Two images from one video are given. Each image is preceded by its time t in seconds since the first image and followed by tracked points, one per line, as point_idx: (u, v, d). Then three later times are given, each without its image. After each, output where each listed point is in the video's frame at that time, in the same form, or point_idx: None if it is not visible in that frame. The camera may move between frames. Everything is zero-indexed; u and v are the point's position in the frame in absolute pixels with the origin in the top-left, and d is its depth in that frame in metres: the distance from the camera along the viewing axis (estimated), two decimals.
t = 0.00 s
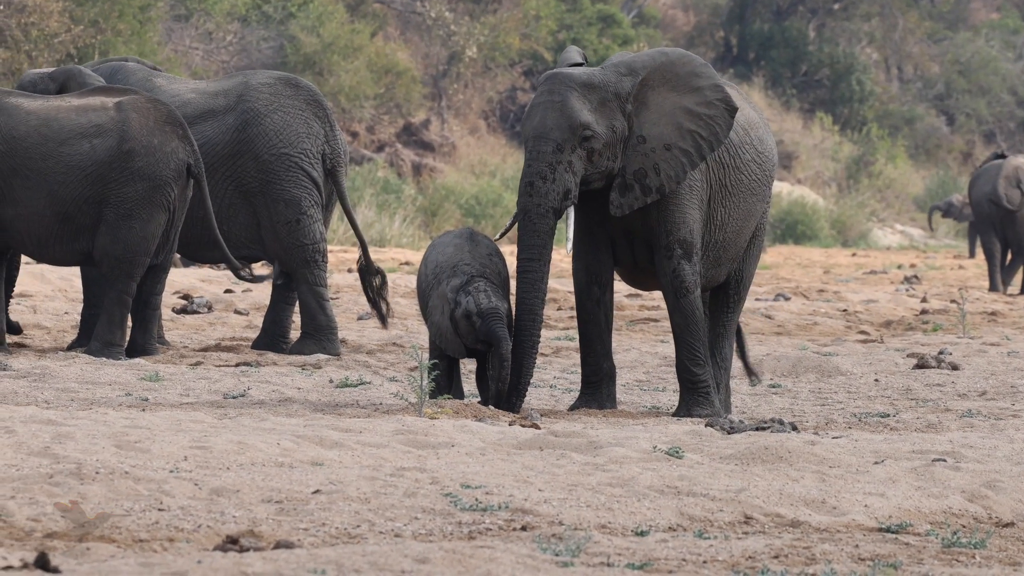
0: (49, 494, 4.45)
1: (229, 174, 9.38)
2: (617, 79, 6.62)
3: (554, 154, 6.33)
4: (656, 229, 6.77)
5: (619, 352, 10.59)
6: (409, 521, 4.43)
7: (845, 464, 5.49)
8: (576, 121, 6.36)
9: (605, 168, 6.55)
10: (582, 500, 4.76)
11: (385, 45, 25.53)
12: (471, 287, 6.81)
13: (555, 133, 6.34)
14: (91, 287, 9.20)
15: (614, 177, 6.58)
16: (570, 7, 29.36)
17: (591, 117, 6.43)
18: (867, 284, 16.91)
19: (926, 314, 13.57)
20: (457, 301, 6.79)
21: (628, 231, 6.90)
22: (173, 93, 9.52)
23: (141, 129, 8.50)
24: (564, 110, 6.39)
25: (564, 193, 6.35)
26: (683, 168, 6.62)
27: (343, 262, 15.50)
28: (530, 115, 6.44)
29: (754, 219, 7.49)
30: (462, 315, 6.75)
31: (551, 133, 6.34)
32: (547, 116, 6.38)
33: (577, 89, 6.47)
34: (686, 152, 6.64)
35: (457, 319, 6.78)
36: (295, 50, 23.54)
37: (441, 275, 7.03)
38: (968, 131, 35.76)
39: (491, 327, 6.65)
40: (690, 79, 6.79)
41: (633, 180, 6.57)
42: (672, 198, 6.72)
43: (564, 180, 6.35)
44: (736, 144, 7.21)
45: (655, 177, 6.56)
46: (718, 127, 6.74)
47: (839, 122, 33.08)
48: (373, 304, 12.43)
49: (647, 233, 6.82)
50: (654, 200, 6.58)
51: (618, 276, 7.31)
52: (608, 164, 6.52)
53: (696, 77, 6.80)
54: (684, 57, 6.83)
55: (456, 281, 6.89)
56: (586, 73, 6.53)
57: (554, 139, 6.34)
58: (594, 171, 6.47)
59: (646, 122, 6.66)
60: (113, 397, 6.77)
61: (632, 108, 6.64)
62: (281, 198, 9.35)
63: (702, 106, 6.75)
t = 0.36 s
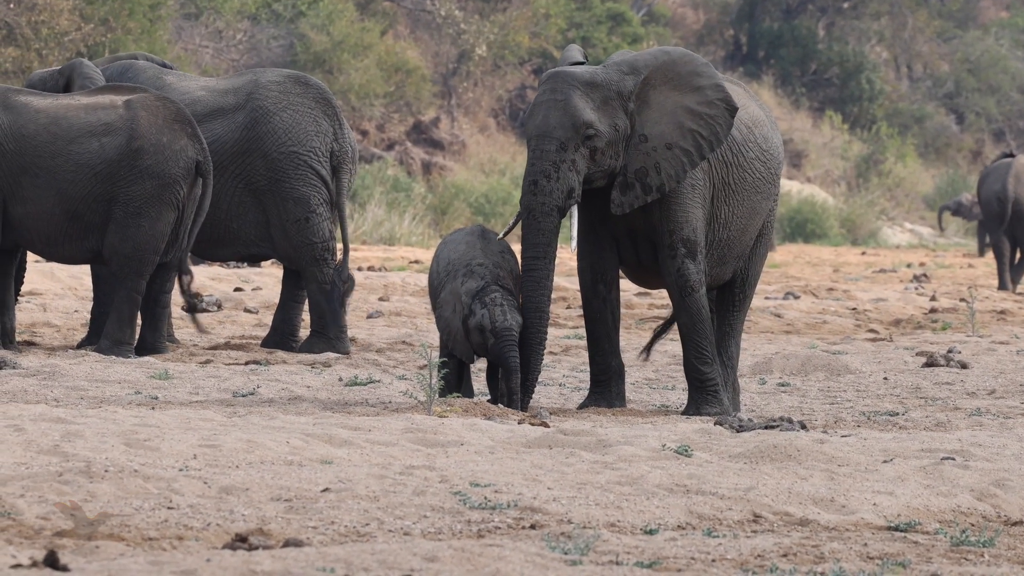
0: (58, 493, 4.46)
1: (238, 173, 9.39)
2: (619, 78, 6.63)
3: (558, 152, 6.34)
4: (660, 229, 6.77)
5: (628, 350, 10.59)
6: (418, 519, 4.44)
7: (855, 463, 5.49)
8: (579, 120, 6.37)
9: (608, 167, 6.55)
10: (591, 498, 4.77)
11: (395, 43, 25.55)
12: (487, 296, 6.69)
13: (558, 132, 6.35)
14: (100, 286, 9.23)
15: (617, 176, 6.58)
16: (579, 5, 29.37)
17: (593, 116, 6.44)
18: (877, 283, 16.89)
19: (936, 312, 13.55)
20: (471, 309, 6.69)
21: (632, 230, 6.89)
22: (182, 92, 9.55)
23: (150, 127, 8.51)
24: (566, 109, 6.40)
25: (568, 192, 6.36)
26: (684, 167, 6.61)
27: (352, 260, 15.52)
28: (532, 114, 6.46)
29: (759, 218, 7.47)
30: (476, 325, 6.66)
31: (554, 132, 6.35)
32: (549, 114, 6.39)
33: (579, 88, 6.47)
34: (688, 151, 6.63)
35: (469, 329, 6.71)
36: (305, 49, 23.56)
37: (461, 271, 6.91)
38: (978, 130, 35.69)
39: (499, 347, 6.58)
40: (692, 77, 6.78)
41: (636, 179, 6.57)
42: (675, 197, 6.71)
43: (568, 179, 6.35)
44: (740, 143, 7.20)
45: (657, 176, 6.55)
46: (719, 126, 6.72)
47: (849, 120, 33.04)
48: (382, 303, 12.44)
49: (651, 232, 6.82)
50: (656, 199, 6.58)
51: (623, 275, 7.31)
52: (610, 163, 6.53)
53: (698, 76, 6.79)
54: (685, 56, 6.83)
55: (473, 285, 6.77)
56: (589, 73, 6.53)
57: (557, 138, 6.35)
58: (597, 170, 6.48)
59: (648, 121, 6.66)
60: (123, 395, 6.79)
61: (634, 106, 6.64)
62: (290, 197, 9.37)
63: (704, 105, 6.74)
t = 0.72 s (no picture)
0: (65, 496, 4.48)
1: (244, 175, 9.41)
2: (616, 79, 6.65)
3: (556, 152, 6.34)
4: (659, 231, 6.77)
5: (634, 353, 10.59)
6: (424, 522, 4.45)
7: (860, 465, 5.49)
8: (576, 120, 6.37)
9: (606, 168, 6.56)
10: (596, 501, 4.78)
11: (402, 47, 25.61)
12: (495, 304, 6.69)
13: (556, 132, 6.36)
14: (106, 289, 9.25)
15: (614, 177, 6.59)
16: (585, 9, 29.43)
17: (591, 117, 6.45)
18: (882, 286, 16.89)
19: (941, 316, 13.55)
20: (479, 317, 6.70)
21: (631, 232, 6.90)
22: (188, 95, 9.57)
23: (155, 130, 8.54)
24: (564, 109, 6.41)
25: (566, 191, 6.37)
26: (681, 169, 6.62)
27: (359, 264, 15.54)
28: (530, 115, 6.47)
29: (761, 222, 7.47)
30: (483, 334, 6.68)
31: (552, 131, 6.36)
32: (547, 114, 6.40)
33: (577, 88, 6.49)
34: (684, 152, 6.64)
35: (476, 335, 6.73)
36: (312, 52, 23.63)
37: (469, 273, 6.91)
38: (984, 133, 35.62)
39: (505, 358, 6.62)
40: (689, 80, 6.80)
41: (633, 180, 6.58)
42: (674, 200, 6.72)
43: (566, 179, 6.36)
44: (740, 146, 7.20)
45: (654, 177, 6.56)
46: (715, 129, 6.73)
47: (855, 124, 33.04)
48: (388, 306, 12.46)
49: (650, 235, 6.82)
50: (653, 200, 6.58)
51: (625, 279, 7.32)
52: (608, 164, 6.54)
53: (694, 79, 6.81)
54: (682, 59, 6.85)
55: (482, 290, 6.77)
56: (587, 73, 6.55)
57: (555, 138, 6.35)
58: (594, 171, 6.50)
59: (646, 123, 6.68)
60: (129, 398, 6.81)
61: (631, 108, 6.66)
62: (297, 200, 9.39)
63: (701, 107, 6.75)
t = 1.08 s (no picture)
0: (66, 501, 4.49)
1: (246, 179, 9.42)
2: (611, 82, 6.65)
3: (550, 152, 6.34)
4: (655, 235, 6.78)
5: (635, 359, 10.60)
6: (426, 527, 4.46)
7: (861, 471, 5.49)
8: (571, 122, 6.38)
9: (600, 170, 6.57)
10: (598, 506, 4.78)
11: (403, 53, 25.65)
12: (497, 310, 6.68)
13: (550, 133, 6.35)
14: (108, 294, 9.25)
15: (608, 180, 6.59)
16: (587, 14, 29.51)
17: (587, 118, 6.45)
18: (883, 292, 16.88)
19: (942, 321, 13.54)
20: (481, 322, 6.69)
21: (627, 236, 6.89)
22: (190, 100, 9.57)
23: (156, 135, 8.55)
24: (560, 110, 6.41)
25: (560, 192, 6.37)
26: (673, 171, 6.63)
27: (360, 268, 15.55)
28: (525, 115, 6.46)
29: (758, 227, 7.48)
30: (485, 339, 6.67)
31: (547, 132, 6.35)
32: (543, 115, 6.40)
33: (573, 90, 6.49)
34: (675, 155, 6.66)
35: (478, 340, 6.72)
36: (313, 58, 23.64)
37: (472, 278, 6.89)
38: (985, 139, 35.60)
39: (508, 364, 6.61)
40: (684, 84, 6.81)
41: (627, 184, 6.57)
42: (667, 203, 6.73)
43: (560, 179, 6.36)
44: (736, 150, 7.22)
45: (647, 181, 6.57)
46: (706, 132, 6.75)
47: (857, 129, 33.03)
48: (390, 311, 12.47)
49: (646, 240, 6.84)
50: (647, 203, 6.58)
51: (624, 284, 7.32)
52: (601, 167, 6.54)
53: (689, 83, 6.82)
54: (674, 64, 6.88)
55: (484, 295, 6.75)
56: (583, 76, 6.56)
57: (549, 138, 6.35)
58: (587, 173, 6.50)
59: (641, 127, 6.69)
60: (131, 403, 6.82)
61: (626, 111, 6.67)
62: (299, 206, 9.40)
63: (695, 111, 6.77)
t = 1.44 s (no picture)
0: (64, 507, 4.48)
1: (244, 185, 9.41)
2: (608, 86, 6.69)
3: (549, 157, 6.39)
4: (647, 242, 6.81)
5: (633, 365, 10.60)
6: (423, 532, 4.45)
7: (858, 477, 5.50)
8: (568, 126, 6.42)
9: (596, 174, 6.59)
10: (595, 512, 4.78)
11: (401, 59, 25.68)
12: (494, 316, 6.67)
13: (550, 138, 6.41)
14: (106, 300, 9.25)
15: (604, 184, 6.61)
16: (584, 20, 29.57)
17: (584, 122, 6.50)
18: (880, 298, 16.89)
19: (939, 327, 13.56)
20: (478, 328, 6.69)
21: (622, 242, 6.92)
22: (188, 106, 9.59)
23: (153, 141, 8.55)
24: (557, 114, 6.45)
25: (559, 197, 6.42)
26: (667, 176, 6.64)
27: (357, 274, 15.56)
28: (523, 119, 6.51)
29: (752, 236, 7.49)
30: (481, 345, 6.67)
31: (545, 137, 6.40)
32: (541, 120, 6.44)
33: (570, 94, 6.53)
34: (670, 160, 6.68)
35: (474, 346, 6.72)
36: (310, 64, 23.64)
37: (469, 284, 6.90)
38: (981, 145, 35.63)
39: (505, 369, 6.63)
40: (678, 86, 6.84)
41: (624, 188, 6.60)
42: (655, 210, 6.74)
43: (559, 184, 6.41)
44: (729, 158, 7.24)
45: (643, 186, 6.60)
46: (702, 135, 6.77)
47: (853, 136, 33.05)
48: (388, 317, 12.47)
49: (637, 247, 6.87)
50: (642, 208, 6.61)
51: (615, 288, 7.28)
52: (599, 171, 6.58)
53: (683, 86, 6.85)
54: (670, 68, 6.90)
55: (481, 301, 6.76)
56: (579, 80, 6.59)
57: (547, 142, 6.40)
58: (586, 177, 6.53)
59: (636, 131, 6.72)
60: (129, 409, 6.81)
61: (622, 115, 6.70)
62: (297, 211, 9.40)
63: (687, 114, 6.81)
